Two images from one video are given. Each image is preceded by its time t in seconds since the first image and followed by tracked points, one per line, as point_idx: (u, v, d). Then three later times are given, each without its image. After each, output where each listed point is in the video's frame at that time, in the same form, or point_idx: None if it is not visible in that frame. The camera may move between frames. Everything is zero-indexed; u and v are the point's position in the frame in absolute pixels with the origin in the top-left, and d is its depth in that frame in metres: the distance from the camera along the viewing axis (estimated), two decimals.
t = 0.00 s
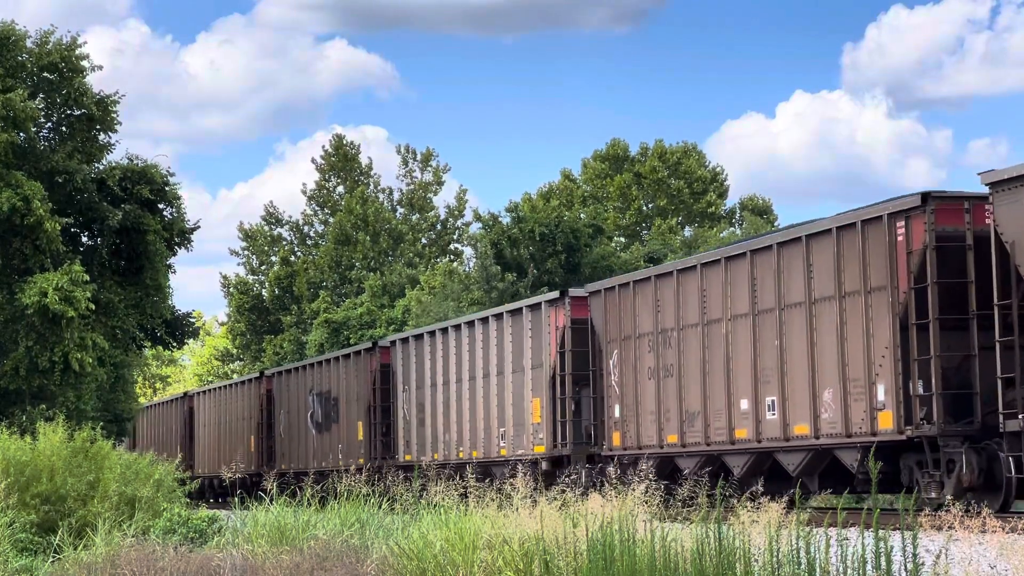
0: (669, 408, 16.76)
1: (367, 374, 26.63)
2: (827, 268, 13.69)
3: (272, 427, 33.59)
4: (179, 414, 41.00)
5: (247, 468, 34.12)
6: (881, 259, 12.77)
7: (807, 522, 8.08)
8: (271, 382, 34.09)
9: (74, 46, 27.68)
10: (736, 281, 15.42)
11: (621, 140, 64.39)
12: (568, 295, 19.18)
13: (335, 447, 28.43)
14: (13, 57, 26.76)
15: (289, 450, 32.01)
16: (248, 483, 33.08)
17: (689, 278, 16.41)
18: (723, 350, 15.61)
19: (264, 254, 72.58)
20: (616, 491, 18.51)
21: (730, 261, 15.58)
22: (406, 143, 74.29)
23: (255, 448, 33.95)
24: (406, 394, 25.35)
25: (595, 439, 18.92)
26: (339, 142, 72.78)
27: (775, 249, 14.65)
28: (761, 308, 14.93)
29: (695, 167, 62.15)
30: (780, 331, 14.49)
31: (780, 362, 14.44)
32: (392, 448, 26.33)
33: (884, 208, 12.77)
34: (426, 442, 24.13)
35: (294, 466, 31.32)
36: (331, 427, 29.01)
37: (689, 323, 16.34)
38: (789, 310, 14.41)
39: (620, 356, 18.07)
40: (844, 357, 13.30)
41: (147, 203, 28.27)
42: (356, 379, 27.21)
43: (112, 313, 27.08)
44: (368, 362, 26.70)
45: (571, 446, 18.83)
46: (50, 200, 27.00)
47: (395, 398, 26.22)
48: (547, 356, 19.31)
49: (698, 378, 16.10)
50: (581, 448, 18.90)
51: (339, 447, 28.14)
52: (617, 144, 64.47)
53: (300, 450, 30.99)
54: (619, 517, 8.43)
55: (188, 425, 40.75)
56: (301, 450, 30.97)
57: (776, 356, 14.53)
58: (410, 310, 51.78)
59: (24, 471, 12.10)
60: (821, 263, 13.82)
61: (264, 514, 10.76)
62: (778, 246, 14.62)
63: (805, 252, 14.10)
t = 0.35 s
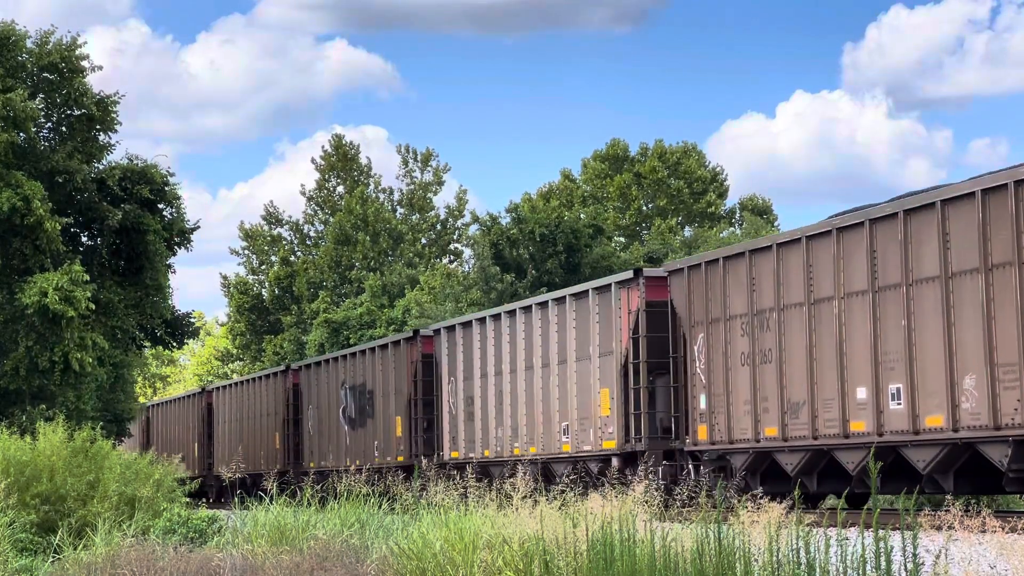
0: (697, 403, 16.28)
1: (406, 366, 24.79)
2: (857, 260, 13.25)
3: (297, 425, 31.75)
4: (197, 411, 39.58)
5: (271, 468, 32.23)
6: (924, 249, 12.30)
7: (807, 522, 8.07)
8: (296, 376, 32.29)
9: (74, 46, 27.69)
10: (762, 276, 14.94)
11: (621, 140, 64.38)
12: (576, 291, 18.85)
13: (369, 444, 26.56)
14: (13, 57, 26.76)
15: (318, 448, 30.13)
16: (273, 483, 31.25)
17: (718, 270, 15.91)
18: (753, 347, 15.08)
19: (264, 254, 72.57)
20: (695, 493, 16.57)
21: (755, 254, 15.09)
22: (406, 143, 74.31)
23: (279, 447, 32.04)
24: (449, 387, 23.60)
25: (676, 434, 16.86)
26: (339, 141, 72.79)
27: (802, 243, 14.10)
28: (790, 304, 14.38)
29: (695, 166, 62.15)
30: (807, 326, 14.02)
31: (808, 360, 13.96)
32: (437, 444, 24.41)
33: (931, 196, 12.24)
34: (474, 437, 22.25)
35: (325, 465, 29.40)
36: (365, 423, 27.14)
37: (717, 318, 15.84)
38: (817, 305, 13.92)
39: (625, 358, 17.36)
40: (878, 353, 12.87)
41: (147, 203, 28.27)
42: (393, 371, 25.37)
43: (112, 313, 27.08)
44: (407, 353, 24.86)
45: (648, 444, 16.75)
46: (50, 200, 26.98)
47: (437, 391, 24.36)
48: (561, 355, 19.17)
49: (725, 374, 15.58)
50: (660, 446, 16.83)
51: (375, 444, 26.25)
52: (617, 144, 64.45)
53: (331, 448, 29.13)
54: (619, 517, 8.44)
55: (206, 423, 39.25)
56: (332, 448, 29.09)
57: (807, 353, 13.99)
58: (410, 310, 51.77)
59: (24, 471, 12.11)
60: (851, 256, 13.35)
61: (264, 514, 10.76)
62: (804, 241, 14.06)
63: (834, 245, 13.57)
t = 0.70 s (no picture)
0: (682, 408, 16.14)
1: (452, 356, 22.82)
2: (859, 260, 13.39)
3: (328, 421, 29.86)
4: (217, 406, 37.84)
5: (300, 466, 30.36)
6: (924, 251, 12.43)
7: (806, 522, 8.06)
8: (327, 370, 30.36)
9: (74, 46, 27.70)
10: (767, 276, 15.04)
11: (621, 140, 64.38)
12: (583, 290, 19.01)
13: (410, 442, 24.63)
14: (13, 57, 26.77)
15: (350, 446, 28.20)
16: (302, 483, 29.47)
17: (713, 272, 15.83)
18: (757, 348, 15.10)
19: (264, 254, 72.56)
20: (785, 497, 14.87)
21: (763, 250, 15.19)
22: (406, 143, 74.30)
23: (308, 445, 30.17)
24: (501, 378, 21.69)
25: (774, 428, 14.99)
26: (339, 141, 72.79)
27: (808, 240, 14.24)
28: (799, 302, 14.43)
29: (695, 166, 62.17)
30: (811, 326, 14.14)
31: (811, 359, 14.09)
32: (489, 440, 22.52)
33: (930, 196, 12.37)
34: (529, 434, 20.39)
35: (359, 463, 27.49)
36: (405, 420, 25.21)
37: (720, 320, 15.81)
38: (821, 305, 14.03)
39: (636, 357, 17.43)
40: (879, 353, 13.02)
41: (147, 203, 28.28)
42: (437, 362, 23.44)
43: (112, 313, 27.08)
44: (454, 342, 22.90)
45: (742, 439, 14.89)
46: (50, 200, 26.97)
47: (488, 383, 22.38)
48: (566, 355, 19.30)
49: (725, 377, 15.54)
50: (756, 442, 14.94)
51: (417, 441, 24.33)
52: (617, 144, 64.46)
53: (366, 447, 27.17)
54: (619, 517, 8.43)
55: (226, 419, 37.45)
56: (367, 446, 27.14)
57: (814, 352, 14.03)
58: (410, 310, 51.78)
59: (24, 471, 12.10)
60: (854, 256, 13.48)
61: (263, 515, 10.76)
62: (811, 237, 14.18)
63: (845, 246, 13.61)
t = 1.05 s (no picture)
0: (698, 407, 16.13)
1: (506, 344, 20.98)
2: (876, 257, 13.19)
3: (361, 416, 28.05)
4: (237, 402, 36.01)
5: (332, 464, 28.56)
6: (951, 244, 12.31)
7: (806, 523, 8.06)
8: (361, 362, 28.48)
9: (74, 46, 27.70)
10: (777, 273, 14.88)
11: (621, 140, 64.39)
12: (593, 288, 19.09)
13: (457, 438, 22.90)
14: (13, 57, 26.76)
15: (387, 441, 26.42)
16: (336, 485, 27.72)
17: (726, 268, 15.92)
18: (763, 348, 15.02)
19: (265, 254, 72.53)
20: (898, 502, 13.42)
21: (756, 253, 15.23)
22: (406, 143, 74.32)
23: (339, 441, 28.33)
24: (563, 367, 19.92)
25: (888, 420, 13.36)
26: (339, 141, 72.77)
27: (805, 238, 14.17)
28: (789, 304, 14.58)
29: (695, 166, 62.18)
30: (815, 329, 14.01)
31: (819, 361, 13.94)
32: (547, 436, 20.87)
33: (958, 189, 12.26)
34: (595, 428, 18.69)
35: (398, 460, 25.74)
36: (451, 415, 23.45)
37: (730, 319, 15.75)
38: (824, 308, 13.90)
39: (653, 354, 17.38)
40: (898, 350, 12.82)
41: (147, 203, 28.29)
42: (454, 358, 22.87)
43: (112, 313, 27.08)
44: (507, 330, 21.06)
45: (856, 432, 13.27)
46: (50, 200, 26.97)
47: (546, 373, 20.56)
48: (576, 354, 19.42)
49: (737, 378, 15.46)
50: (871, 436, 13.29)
51: (465, 436, 22.58)
52: (617, 144, 64.48)
53: (404, 442, 25.37)
54: (619, 517, 8.42)
55: (247, 415, 35.62)
56: (406, 442, 25.36)
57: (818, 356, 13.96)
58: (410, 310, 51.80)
59: (24, 472, 12.08)
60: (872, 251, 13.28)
61: (264, 514, 10.76)
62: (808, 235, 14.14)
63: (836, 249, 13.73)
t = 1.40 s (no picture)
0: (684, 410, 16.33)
1: (568, 329, 18.91)
2: (869, 256, 13.03)
3: (398, 411, 25.92)
4: (260, 397, 34.09)
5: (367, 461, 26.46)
6: (922, 249, 12.16)
7: (807, 522, 8.05)
8: (399, 352, 26.30)
9: (74, 46, 27.72)
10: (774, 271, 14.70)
11: (621, 140, 64.39)
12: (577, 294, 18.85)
13: (510, 432, 20.88)
14: (13, 57, 26.77)
15: (428, 437, 24.32)
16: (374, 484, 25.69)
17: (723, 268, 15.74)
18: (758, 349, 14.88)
19: (265, 254, 72.52)
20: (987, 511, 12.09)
21: (770, 248, 14.85)
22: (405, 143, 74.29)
23: (374, 438, 26.22)
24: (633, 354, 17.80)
25: None
26: (338, 141, 72.75)
27: (818, 234, 13.83)
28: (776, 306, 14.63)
29: (695, 166, 62.17)
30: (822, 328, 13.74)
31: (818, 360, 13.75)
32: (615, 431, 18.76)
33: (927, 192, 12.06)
34: (675, 421, 16.59)
35: (440, 456, 23.68)
36: (502, 407, 21.38)
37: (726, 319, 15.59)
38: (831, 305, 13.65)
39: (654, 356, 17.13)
40: (886, 352, 12.68)
41: (147, 203, 28.30)
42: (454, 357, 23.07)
43: (112, 313, 27.07)
44: (571, 315, 18.95)
45: (1004, 425, 11.15)
46: (50, 200, 26.98)
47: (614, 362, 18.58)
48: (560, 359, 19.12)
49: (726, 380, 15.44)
50: (1019, 430, 11.24)
51: (519, 430, 20.53)
52: (616, 143, 64.47)
53: (449, 437, 23.32)
54: (619, 516, 8.43)
55: (270, 411, 33.66)
56: (450, 437, 23.28)
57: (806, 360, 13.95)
58: (410, 310, 51.80)
59: (24, 472, 12.08)
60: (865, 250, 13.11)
61: (263, 514, 10.76)
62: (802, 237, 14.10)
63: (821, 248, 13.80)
